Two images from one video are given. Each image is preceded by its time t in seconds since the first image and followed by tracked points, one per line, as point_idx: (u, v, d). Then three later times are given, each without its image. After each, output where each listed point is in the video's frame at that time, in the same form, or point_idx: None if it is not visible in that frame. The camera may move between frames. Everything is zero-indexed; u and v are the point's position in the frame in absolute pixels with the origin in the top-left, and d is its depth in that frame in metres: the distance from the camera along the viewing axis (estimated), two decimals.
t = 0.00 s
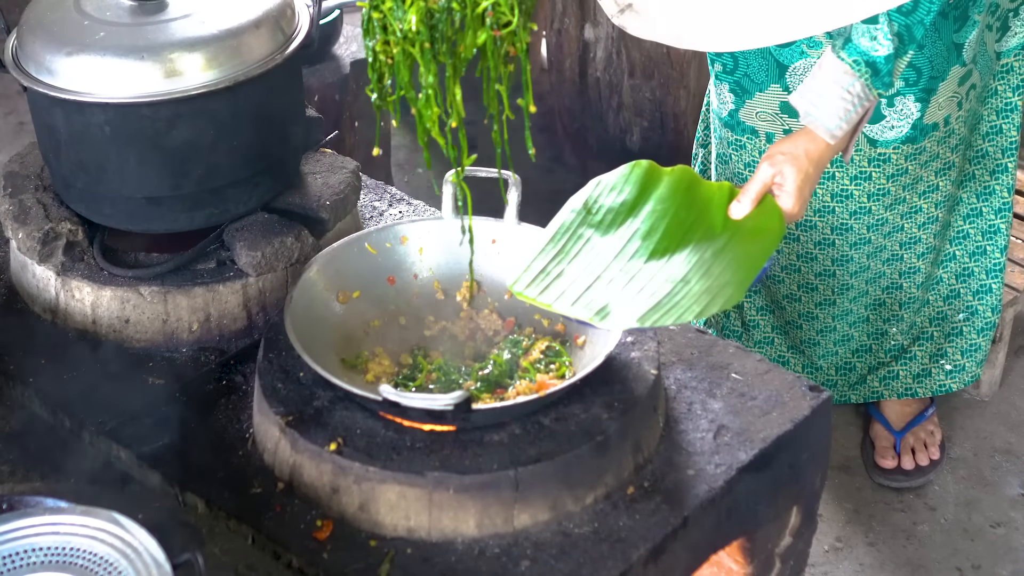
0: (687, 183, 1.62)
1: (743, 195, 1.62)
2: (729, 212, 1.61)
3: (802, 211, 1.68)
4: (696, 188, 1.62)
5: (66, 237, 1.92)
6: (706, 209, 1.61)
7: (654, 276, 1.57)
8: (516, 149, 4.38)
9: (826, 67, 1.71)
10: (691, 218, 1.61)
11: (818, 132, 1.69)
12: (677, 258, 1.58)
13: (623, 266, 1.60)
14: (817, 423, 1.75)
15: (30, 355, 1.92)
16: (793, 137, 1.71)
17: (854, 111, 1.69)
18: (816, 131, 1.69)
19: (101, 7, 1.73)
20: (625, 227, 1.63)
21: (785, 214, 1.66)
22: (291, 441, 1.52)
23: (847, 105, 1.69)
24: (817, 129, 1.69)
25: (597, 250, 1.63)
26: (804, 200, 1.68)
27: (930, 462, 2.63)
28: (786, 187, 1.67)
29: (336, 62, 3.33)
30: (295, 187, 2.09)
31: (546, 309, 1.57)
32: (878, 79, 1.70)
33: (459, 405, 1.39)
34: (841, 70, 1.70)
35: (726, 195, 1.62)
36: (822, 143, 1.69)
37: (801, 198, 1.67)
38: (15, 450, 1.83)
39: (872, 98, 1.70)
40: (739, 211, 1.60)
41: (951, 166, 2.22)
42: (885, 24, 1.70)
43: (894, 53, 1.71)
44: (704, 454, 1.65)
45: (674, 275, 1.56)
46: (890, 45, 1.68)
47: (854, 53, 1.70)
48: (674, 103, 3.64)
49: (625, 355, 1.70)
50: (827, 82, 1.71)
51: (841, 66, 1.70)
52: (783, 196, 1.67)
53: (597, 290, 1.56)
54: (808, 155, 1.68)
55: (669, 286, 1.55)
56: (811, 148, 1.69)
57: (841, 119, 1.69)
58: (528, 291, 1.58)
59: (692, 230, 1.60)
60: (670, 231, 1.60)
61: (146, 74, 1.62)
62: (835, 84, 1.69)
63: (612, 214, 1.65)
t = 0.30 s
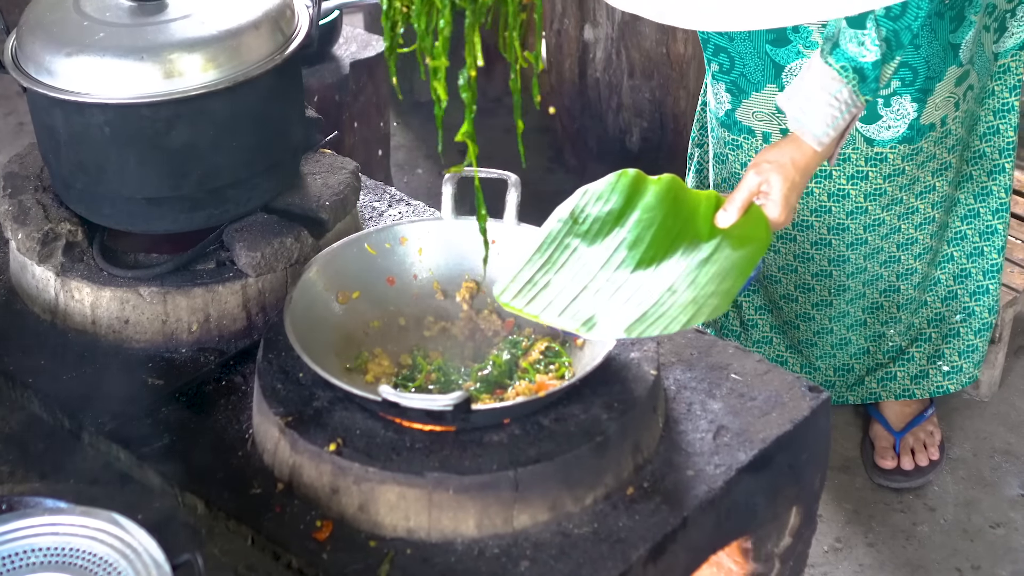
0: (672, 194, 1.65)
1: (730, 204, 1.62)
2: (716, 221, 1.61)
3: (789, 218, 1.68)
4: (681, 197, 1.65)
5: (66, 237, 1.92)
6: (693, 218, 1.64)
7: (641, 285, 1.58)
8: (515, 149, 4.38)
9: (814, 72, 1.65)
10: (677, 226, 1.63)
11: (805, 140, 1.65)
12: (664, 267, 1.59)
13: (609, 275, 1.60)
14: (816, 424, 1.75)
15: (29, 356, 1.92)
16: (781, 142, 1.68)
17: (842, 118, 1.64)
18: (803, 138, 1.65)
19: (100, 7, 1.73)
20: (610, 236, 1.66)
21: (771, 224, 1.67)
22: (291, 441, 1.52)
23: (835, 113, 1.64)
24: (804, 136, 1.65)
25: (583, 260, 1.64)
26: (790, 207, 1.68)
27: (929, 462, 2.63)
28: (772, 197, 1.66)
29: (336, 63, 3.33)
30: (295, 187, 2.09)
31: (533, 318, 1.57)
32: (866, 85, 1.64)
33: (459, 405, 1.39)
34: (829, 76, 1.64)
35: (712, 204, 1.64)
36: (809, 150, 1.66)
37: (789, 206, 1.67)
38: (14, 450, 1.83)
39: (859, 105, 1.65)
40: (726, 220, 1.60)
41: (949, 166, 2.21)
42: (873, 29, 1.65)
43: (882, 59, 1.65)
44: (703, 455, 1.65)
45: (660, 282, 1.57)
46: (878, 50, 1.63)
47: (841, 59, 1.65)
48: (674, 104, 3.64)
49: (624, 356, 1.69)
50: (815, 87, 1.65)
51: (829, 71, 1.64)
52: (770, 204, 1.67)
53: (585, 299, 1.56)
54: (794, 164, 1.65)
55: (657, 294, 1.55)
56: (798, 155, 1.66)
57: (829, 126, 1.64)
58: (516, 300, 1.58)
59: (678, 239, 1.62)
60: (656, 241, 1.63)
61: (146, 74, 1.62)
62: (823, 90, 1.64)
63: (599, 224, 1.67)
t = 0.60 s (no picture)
0: (638, 198, 1.66)
1: (693, 208, 1.61)
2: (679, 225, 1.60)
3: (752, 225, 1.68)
4: (647, 201, 1.66)
5: (66, 238, 1.92)
6: (657, 223, 1.64)
7: (600, 287, 1.58)
8: (515, 150, 4.38)
9: (787, 77, 1.67)
10: (640, 231, 1.64)
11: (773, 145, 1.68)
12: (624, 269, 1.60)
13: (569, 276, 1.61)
14: (816, 424, 1.75)
15: (29, 356, 1.92)
16: (748, 149, 1.70)
17: (810, 124, 1.66)
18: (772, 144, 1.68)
19: (100, 8, 1.73)
20: (573, 238, 1.66)
21: (733, 230, 1.66)
22: (290, 442, 1.52)
23: (803, 119, 1.66)
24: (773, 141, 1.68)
25: (545, 259, 1.65)
26: (753, 214, 1.68)
27: (929, 462, 2.63)
28: (736, 202, 1.66)
29: (335, 63, 3.33)
30: (295, 188, 2.09)
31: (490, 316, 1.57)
32: (836, 93, 1.64)
33: (458, 406, 1.39)
34: (800, 82, 1.65)
35: (676, 208, 1.64)
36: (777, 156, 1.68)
37: (752, 212, 1.67)
38: (14, 450, 1.83)
39: (828, 112, 1.66)
40: (689, 224, 1.59)
41: (944, 167, 2.21)
42: (845, 36, 1.66)
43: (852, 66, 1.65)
44: (703, 455, 1.65)
45: (618, 285, 1.57)
46: (849, 58, 1.63)
47: (811, 65, 1.66)
48: (673, 104, 3.63)
49: (623, 356, 1.69)
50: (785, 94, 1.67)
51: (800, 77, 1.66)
52: (733, 209, 1.67)
53: (542, 299, 1.57)
54: (758, 170, 1.68)
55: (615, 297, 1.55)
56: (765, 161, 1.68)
57: (796, 132, 1.67)
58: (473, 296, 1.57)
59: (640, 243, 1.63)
60: (619, 244, 1.63)
61: (145, 75, 1.61)
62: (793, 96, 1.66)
63: (563, 224, 1.68)
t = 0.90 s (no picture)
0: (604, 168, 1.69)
1: (656, 184, 1.63)
2: (642, 199, 1.62)
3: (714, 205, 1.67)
4: (612, 173, 1.69)
5: (66, 238, 1.91)
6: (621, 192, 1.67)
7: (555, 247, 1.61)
8: (515, 150, 4.38)
9: (763, 66, 1.63)
10: (602, 201, 1.67)
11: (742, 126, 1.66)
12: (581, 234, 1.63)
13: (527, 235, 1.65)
14: (815, 425, 1.75)
15: (28, 357, 1.92)
16: (720, 130, 1.69)
17: (783, 112, 1.63)
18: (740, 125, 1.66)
19: (99, 8, 1.72)
20: (536, 201, 1.71)
21: (695, 209, 1.66)
22: (290, 442, 1.52)
23: (776, 106, 1.62)
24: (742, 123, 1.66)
25: (504, 218, 1.69)
26: (717, 195, 1.68)
27: (928, 463, 2.64)
28: (700, 184, 1.66)
29: (335, 64, 3.33)
30: (294, 188, 2.09)
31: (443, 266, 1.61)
32: (813, 82, 1.61)
33: (458, 407, 1.40)
34: (777, 69, 1.61)
35: (640, 181, 1.68)
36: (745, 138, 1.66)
37: (715, 194, 1.66)
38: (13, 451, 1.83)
39: (801, 102, 1.63)
40: (651, 200, 1.61)
41: (943, 167, 2.21)
42: (824, 28, 1.62)
43: (831, 59, 1.62)
44: (703, 456, 1.65)
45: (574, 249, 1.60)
46: (827, 49, 1.60)
47: (790, 54, 1.62)
48: (672, 105, 3.63)
49: (623, 357, 1.69)
50: (762, 79, 1.63)
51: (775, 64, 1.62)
52: (696, 191, 1.66)
53: (498, 254, 1.61)
54: (726, 153, 1.66)
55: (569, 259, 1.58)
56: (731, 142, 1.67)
57: (768, 119, 1.64)
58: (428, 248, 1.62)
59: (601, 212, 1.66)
60: (581, 211, 1.66)
61: (144, 75, 1.61)
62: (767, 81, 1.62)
63: (526, 188, 1.73)
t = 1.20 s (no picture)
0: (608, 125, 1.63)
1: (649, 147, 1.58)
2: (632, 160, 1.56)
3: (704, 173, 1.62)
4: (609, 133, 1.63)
5: (65, 239, 1.91)
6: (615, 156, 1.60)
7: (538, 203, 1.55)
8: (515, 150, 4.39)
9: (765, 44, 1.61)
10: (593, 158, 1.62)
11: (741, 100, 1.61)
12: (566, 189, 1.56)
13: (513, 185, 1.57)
14: (815, 425, 1.75)
15: (28, 357, 1.92)
16: (717, 100, 1.62)
17: (780, 90, 1.59)
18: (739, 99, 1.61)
19: (99, 9, 1.72)
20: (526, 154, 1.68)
21: (684, 173, 1.61)
22: (289, 443, 1.52)
23: (775, 83, 1.58)
24: (741, 96, 1.61)
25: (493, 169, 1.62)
26: (707, 165, 1.62)
27: (928, 463, 2.64)
28: (692, 151, 1.60)
29: (335, 64, 3.34)
30: (294, 189, 2.09)
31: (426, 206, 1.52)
32: (812, 65, 1.57)
33: (458, 407, 1.40)
34: (777, 48, 1.59)
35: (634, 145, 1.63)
36: (742, 113, 1.61)
37: (706, 163, 1.61)
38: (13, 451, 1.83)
39: (800, 83, 1.59)
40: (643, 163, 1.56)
41: (941, 165, 2.21)
42: (828, 14, 1.57)
43: (834, 45, 1.58)
44: (702, 457, 1.65)
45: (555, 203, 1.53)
46: (830, 35, 1.55)
47: (790, 36, 1.58)
48: (672, 105, 3.63)
49: (622, 357, 1.69)
50: (761, 56, 1.60)
51: (776, 44, 1.59)
52: (687, 157, 1.60)
53: (484, 202, 1.57)
54: (721, 123, 1.60)
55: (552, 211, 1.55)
56: (729, 113, 1.61)
57: (765, 94, 1.59)
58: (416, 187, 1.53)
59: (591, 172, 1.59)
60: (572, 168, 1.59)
61: (144, 76, 1.61)
62: (768, 59, 1.58)
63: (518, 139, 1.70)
